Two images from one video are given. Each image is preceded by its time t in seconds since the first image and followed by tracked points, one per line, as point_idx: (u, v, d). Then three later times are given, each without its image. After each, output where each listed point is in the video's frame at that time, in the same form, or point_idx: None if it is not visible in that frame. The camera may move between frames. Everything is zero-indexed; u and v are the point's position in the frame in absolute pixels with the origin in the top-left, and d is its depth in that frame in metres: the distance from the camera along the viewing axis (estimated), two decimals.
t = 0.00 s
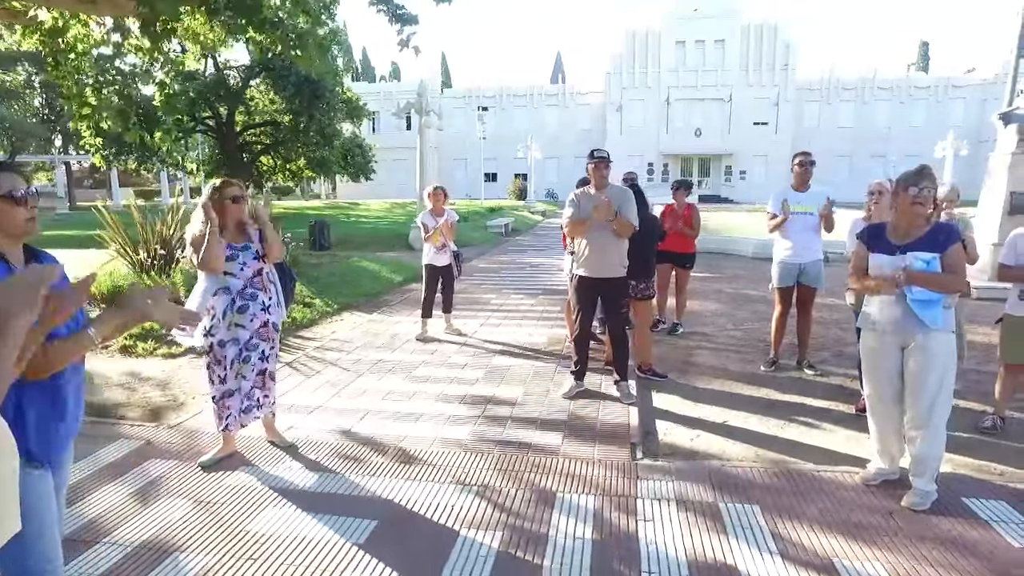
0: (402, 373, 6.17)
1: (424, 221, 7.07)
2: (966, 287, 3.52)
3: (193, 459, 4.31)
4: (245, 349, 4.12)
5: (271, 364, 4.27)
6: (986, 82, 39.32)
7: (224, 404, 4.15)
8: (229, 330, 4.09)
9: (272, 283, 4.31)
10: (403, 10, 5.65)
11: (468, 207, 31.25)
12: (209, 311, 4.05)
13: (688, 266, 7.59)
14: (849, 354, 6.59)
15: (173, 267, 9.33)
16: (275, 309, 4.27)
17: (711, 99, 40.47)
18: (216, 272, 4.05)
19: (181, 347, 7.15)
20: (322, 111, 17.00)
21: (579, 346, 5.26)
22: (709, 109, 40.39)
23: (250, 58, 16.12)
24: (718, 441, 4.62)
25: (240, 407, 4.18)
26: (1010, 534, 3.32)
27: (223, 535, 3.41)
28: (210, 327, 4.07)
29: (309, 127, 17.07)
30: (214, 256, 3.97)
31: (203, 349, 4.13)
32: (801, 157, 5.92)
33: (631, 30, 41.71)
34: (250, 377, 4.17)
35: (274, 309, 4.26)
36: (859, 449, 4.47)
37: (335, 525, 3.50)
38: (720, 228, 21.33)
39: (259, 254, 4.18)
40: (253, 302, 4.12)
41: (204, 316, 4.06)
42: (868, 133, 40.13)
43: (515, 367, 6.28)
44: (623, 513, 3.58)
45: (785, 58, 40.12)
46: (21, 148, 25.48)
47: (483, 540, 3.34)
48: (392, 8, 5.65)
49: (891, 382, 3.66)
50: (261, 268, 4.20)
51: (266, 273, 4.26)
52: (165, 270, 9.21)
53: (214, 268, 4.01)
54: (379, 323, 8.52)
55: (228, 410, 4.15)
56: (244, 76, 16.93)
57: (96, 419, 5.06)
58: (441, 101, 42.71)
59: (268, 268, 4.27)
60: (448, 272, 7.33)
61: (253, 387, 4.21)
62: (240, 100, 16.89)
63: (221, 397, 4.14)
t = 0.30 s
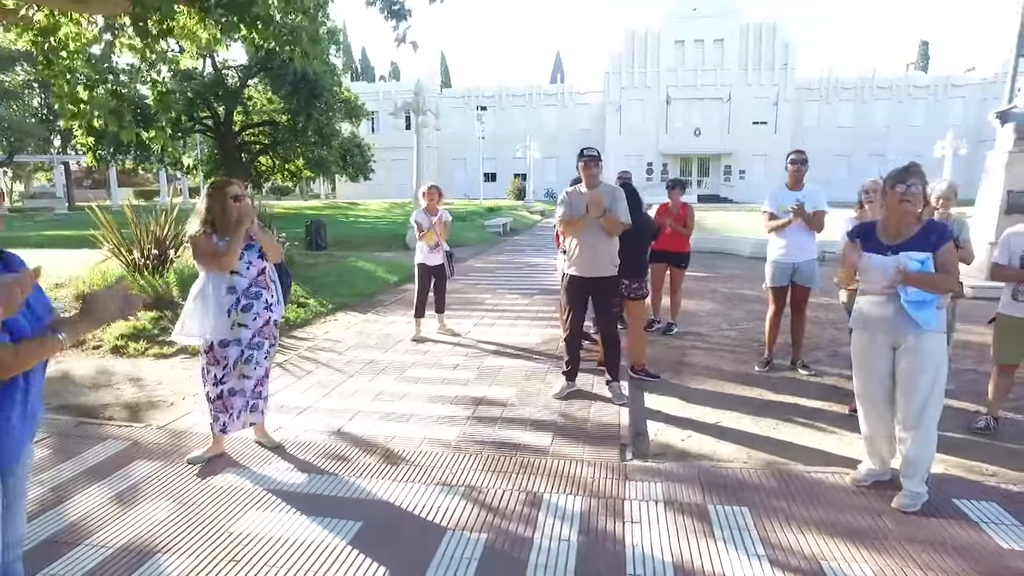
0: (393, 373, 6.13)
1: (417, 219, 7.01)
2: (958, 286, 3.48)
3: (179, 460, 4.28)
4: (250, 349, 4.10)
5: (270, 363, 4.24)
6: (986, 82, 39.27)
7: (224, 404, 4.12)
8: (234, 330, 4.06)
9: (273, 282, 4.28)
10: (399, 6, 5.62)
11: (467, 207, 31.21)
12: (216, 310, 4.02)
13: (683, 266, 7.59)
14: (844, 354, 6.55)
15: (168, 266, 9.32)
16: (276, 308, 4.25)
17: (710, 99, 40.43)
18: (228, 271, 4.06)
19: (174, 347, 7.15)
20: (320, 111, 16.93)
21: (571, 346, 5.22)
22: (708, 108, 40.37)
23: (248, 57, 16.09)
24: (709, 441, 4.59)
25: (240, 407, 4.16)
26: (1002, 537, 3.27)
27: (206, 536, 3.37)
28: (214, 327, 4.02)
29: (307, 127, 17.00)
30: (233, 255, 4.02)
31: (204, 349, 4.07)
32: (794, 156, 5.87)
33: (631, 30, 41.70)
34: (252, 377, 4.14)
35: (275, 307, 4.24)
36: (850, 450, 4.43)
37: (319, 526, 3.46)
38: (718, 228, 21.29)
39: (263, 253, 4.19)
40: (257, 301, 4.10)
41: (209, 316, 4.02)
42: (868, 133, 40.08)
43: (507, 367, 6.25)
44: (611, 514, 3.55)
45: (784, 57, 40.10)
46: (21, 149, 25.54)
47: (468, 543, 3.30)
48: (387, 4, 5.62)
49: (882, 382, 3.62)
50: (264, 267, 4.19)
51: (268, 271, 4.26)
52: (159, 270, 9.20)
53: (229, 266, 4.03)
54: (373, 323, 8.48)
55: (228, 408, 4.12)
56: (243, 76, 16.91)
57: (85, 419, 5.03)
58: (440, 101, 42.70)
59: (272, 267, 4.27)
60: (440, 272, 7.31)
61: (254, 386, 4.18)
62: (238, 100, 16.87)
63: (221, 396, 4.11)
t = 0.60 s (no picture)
0: (384, 374, 6.12)
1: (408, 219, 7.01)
2: (940, 287, 3.48)
3: (165, 461, 4.27)
4: (249, 344, 4.12)
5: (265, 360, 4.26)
6: (985, 82, 39.24)
7: (219, 403, 4.10)
8: (235, 326, 4.05)
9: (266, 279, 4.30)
10: (392, 12, 5.62)
11: (466, 207, 31.21)
12: (219, 307, 3.97)
13: (677, 266, 7.54)
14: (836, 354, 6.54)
15: (163, 266, 9.31)
16: (270, 306, 4.27)
17: (709, 99, 40.42)
18: (229, 269, 4.05)
19: (166, 347, 7.15)
20: (319, 111, 16.91)
21: (560, 346, 5.21)
22: (707, 108, 40.36)
23: (246, 58, 16.07)
24: (698, 442, 4.58)
25: (236, 405, 4.16)
26: (987, 538, 3.26)
27: (189, 538, 3.36)
28: (215, 326, 3.97)
29: (305, 128, 16.96)
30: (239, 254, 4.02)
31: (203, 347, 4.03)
32: (786, 157, 5.86)
33: (630, 30, 41.70)
34: (251, 375, 4.16)
35: (270, 304, 4.26)
36: (839, 451, 4.42)
37: (302, 527, 3.45)
38: (716, 228, 21.28)
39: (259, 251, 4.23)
40: (256, 298, 4.12)
41: (210, 314, 3.95)
42: (867, 133, 40.06)
43: (498, 368, 6.24)
44: (595, 515, 3.54)
45: (783, 57, 40.09)
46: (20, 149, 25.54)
47: (452, 543, 3.29)
48: (380, 9, 5.61)
49: (867, 383, 3.60)
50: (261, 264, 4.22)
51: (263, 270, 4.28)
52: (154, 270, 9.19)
53: (232, 266, 4.03)
54: (366, 324, 8.48)
55: (225, 408, 4.11)
56: (241, 76, 16.87)
57: (74, 420, 5.03)
58: (440, 101, 42.70)
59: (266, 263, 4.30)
60: (430, 272, 7.30)
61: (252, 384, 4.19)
62: (236, 100, 16.88)
63: (219, 395, 4.09)
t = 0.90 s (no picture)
0: (379, 375, 6.12)
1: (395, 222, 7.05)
2: (928, 287, 3.48)
3: (157, 462, 4.26)
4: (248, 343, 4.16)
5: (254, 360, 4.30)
6: (984, 82, 39.28)
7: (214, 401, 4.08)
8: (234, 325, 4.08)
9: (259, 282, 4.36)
10: (388, 15, 5.62)
11: (464, 207, 31.23)
12: (219, 306, 4.00)
13: (672, 266, 7.55)
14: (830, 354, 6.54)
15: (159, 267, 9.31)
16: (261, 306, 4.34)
17: (708, 99, 40.42)
18: (226, 267, 4.03)
19: (163, 347, 7.16)
20: (318, 111, 16.91)
21: (553, 347, 5.21)
22: (706, 108, 40.36)
23: (245, 59, 16.02)
24: (690, 442, 4.59)
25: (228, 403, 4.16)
26: (977, 537, 3.26)
27: (178, 537, 3.37)
28: (215, 325, 3.98)
29: (303, 128, 16.95)
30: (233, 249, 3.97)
31: (203, 349, 4.03)
32: (781, 157, 5.85)
33: (629, 30, 41.72)
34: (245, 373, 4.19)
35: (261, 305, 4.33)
36: (831, 451, 4.42)
37: (293, 527, 3.45)
38: (714, 228, 21.30)
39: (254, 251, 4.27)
40: (255, 298, 4.18)
41: (211, 312, 3.97)
42: (866, 133, 40.09)
43: (493, 368, 6.25)
44: (586, 514, 3.55)
45: (782, 57, 40.09)
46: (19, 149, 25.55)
47: (441, 543, 3.30)
48: (376, 13, 5.62)
49: (857, 382, 3.60)
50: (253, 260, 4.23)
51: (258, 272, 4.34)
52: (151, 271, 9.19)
53: (228, 263, 3.99)
54: (362, 324, 8.49)
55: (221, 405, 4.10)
56: (240, 77, 16.81)
57: (68, 420, 5.04)
58: (439, 102, 42.70)
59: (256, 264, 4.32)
60: (421, 273, 7.30)
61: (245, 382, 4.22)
62: (235, 100, 16.89)
63: (216, 392, 4.07)
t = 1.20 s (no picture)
0: (374, 374, 6.13)
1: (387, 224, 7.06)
2: (920, 286, 3.48)
3: (151, 461, 4.26)
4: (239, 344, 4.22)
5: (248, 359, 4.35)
6: (983, 81, 39.26)
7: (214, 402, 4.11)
8: (231, 326, 4.14)
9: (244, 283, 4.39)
10: (385, 12, 5.63)
11: (464, 207, 31.21)
12: (221, 307, 4.04)
13: (668, 265, 7.56)
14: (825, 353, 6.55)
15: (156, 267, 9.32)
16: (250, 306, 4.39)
17: (707, 99, 40.42)
18: (224, 267, 4.04)
19: (159, 347, 7.17)
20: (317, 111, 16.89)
21: (547, 346, 5.21)
22: (705, 108, 40.36)
23: (243, 59, 16.00)
24: (683, 441, 4.59)
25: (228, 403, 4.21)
26: (967, 536, 3.26)
27: (170, 535, 3.38)
28: (218, 326, 4.01)
29: (302, 128, 16.92)
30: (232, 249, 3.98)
31: (199, 349, 4.00)
32: (775, 155, 5.84)
33: (628, 30, 41.72)
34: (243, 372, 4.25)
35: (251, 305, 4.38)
36: (824, 450, 4.42)
37: (285, 525, 3.46)
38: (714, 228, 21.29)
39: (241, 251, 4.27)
40: (249, 299, 4.28)
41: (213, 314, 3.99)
42: (866, 132, 40.08)
43: (488, 368, 6.25)
44: (576, 512, 3.55)
45: (782, 56, 40.09)
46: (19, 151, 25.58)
47: (432, 542, 3.30)
48: (373, 10, 5.63)
49: (848, 381, 3.61)
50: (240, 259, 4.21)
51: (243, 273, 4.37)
52: (148, 270, 9.19)
53: (228, 263, 4.01)
54: (359, 324, 8.49)
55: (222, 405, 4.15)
56: (238, 77, 16.82)
57: (62, 420, 5.05)
58: (438, 102, 42.71)
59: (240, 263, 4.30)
60: (415, 273, 7.30)
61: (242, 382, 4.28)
62: (234, 101, 16.90)
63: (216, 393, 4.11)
